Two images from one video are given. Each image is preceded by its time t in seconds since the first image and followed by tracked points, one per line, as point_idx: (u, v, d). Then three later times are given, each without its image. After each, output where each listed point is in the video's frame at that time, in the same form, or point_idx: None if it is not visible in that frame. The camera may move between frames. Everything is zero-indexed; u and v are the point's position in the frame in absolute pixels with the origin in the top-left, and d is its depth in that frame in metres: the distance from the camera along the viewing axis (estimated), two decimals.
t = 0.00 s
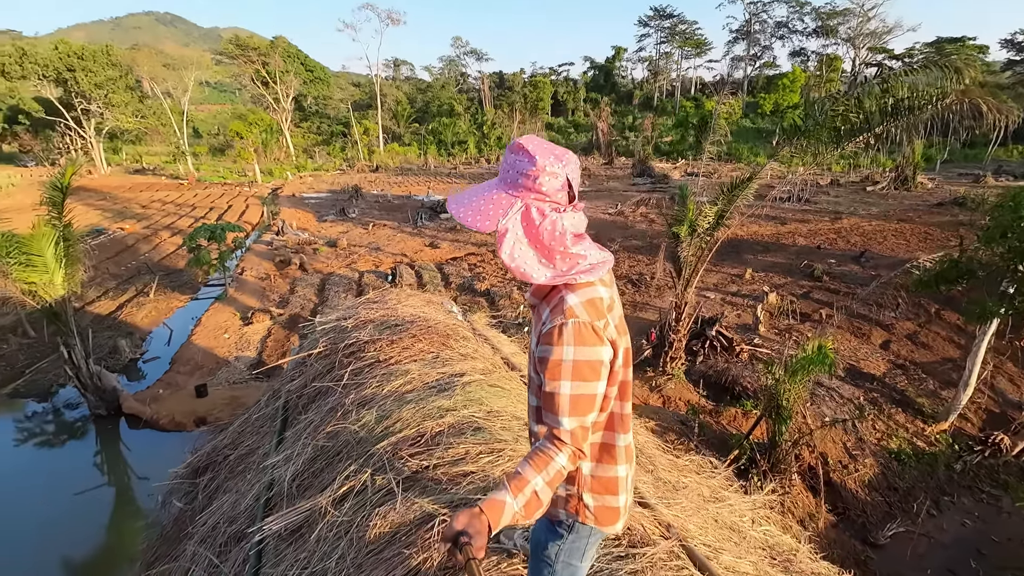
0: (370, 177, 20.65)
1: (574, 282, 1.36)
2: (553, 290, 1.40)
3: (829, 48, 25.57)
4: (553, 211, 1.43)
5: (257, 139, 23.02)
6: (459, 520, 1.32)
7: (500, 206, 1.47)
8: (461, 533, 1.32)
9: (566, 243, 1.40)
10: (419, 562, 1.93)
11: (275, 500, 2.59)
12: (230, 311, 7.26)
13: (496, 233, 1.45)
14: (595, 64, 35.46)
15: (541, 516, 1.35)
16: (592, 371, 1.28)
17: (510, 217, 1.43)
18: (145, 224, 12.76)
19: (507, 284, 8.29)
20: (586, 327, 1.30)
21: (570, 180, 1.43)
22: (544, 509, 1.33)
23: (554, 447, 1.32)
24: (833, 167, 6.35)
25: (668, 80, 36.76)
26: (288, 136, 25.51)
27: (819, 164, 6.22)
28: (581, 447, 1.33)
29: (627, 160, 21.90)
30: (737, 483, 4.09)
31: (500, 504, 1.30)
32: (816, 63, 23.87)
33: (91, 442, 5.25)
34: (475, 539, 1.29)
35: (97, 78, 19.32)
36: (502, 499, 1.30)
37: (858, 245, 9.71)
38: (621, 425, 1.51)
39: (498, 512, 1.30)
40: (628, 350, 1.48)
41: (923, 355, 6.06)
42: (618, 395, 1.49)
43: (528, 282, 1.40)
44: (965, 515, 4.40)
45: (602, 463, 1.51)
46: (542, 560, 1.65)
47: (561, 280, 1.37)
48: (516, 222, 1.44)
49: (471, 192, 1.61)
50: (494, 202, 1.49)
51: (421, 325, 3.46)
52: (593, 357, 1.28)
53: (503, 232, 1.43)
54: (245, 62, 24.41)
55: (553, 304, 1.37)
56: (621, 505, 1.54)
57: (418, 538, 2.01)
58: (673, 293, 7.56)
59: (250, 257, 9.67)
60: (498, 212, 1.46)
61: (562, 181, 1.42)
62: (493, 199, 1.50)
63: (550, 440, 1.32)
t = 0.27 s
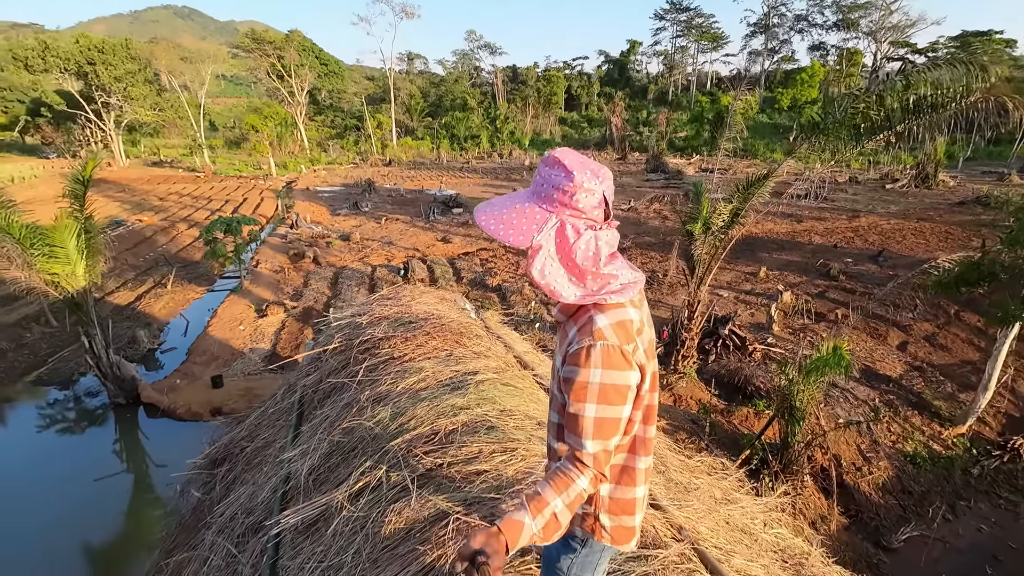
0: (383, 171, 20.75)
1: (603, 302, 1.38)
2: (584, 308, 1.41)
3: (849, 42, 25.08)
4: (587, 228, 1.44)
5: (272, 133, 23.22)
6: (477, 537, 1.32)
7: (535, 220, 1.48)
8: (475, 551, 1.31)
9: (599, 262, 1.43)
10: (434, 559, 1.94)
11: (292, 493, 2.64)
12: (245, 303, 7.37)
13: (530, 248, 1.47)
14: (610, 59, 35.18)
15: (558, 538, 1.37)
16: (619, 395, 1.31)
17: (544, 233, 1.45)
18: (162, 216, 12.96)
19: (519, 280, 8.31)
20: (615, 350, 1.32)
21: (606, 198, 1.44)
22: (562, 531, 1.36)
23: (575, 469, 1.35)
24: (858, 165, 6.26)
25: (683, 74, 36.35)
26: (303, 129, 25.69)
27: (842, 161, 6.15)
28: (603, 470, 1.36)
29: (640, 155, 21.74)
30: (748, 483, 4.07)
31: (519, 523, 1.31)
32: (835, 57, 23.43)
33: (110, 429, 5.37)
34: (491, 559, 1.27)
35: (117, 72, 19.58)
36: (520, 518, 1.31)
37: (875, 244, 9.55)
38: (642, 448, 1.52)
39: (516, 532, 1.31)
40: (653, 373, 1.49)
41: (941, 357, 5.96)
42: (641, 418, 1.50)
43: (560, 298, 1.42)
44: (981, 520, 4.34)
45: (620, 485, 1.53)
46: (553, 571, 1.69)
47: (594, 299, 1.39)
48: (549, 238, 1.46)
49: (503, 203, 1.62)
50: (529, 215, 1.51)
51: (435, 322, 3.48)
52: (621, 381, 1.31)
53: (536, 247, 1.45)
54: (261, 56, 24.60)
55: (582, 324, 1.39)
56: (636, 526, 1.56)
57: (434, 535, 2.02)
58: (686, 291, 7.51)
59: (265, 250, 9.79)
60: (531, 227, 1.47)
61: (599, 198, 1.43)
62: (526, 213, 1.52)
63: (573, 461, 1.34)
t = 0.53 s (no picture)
0: (391, 165, 20.77)
1: (632, 314, 1.36)
2: (612, 319, 1.40)
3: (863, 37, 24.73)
4: (609, 231, 1.42)
5: (281, 127, 23.30)
6: (499, 545, 1.35)
7: (556, 224, 1.48)
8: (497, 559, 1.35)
9: (623, 266, 1.40)
10: (447, 552, 1.94)
11: (305, 484, 2.66)
12: (254, 296, 7.42)
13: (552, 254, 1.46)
14: (619, 53, 34.93)
15: (579, 548, 1.41)
16: (646, 411, 1.30)
17: (564, 238, 1.45)
18: (173, 209, 13.06)
19: (526, 275, 8.30)
20: (643, 366, 1.31)
21: (629, 200, 1.40)
22: (583, 542, 1.40)
23: (599, 481, 1.36)
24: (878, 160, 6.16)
25: (693, 69, 36.02)
26: (311, 123, 25.75)
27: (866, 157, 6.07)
28: (626, 482, 1.37)
29: (649, 151, 21.60)
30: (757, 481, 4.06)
31: (541, 534, 1.34)
32: (849, 52, 23.12)
33: (122, 419, 5.44)
34: (512, 567, 1.31)
35: (128, 65, 19.70)
36: (542, 528, 1.35)
37: (887, 242, 9.45)
38: (664, 457, 1.52)
39: (538, 541, 1.35)
40: (679, 384, 1.49)
41: (954, 356, 5.89)
42: (664, 427, 1.50)
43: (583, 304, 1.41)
44: (993, 522, 4.29)
45: (639, 492, 1.52)
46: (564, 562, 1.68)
47: (619, 306, 1.37)
48: (571, 243, 1.45)
49: (527, 211, 1.63)
50: (552, 220, 1.51)
51: (446, 316, 3.49)
52: (648, 397, 1.30)
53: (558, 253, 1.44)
54: (270, 50, 24.66)
55: (609, 336, 1.38)
56: (652, 529, 1.57)
57: (447, 527, 2.03)
58: (694, 288, 7.47)
59: (274, 244, 9.84)
60: (553, 232, 1.47)
61: (621, 200, 1.40)
62: (549, 219, 1.52)
63: (596, 473, 1.36)
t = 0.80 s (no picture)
0: (396, 157, 20.71)
1: (642, 298, 1.37)
2: (621, 303, 1.41)
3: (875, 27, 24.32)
4: (604, 215, 1.40)
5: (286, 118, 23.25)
6: (515, 524, 1.38)
7: (556, 213, 1.50)
8: (513, 538, 1.37)
9: (619, 248, 1.38)
10: (457, 540, 1.94)
11: (312, 471, 2.65)
12: (260, 286, 7.42)
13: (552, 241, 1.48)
14: (626, 44, 34.57)
15: (593, 528, 1.42)
16: (661, 395, 1.32)
17: (560, 226, 1.46)
18: (179, 200, 13.08)
19: (532, 267, 8.26)
20: (661, 351, 1.33)
21: (621, 182, 1.37)
22: (597, 522, 1.40)
23: (613, 463, 1.38)
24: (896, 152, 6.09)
25: (701, 60, 35.61)
26: (317, 114, 25.68)
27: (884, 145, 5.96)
28: (641, 465, 1.39)
29: (656, 142, 21.42)
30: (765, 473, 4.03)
31: (557, 514, 1.36)
32: (860, 42, 22.76)
33: (130, 408, 5.48)
34: (528, 547, 1.34)
35: (134, 56, 19.68)
36: (558, 509, 1.36)
37: (898, 235, 9.33)
38: (678, 438, 1.54)
39: (553, 521, 1.36)
40: (693, 369, 1.50)
41: (965, 350, 5.82)
42: (678, 410, 1.51)
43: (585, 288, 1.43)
44: (1002, 517, 4.25)
45: (653, 472, 1.54)
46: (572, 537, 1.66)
47: (619, 289, 1.37)
48: (570, 230, 1.46)
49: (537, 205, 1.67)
50: (554, 209, 1.53)
51: (454, 304, 3.48)
52: (664, 381, 1.32)
53: (555, 240, 1.46)
54: (275, 41, 24.58)
55: (625, 321, 1.39)
56: (666, 507, 1.58)
57: (458, 514, 2.02)
58: (702, 280, 7.42)
59: (280, 235, 9.84)
60: (551, 221, 1.49)
61: (612, 183, 1.37)
62: (552, 211, 1.54)
63: (611, 455, 1.38)
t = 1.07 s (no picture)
0: (400, 143, 20.55)
1: (602, 263, 1.38)
2: (585, 271, 1.43)
3: (889, 8, 23.76)
4: (559, 191, 1.41)
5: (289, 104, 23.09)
6: (508, 496, 1.39)
7: (517, 194, 1.52)
8: (507, 511, 1.37)
9: (577, 220, 1.40)
10: (458, 544, 1.94)
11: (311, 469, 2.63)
12: (264, 275, 7.41)
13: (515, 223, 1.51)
14: (633, 27, 34.01)
15: (586, 494, 1.41)
16: (631, 350, 1.32)
17: (522, 208, 1.48)
18: (183, 188, 13.05)
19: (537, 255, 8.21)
20: (623, 308, 1.33)
21: (572, 158, 1.38)
22: (589, 488, 1.39)
23: (597, 427, 1.37)
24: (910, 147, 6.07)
25: (709, 43, 35.02)
26: (320, 101, 25.50)
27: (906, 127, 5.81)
28: (624, 425, 1.38)
29: (662, 128, 21.15)
30: (771, 464, 4.00)
31: (547, 483, 1.34)
32: (872, 24, 22.26)
33: (136, 397, 5.50)
34: (522, 516, 1.34)
35: (135, 42, 19.52)
36: (548, 478, 1.35)
37: (908, 222, 9.20)
38: (663, 402, 1.52)
39: (545, 491, 1.35)
40: (666, 327, 1.50)
41: (975, 339, 5.74)
42: (658, 372, 1.51)
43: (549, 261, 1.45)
44: (1010, 506, 4.20)
45: (644, 440, 1.52)
46: (581, 525, 1.67)
47: (579, 258, 1.39)
48: (530, 209, 1.47)
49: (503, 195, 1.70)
50: (517, 194, 1.55)
51: (457, 295, 3.45)
52: (631, 336, 1.32)
53: (518, 221, 1.48)
54: (277, 26, 24.28)
55: (591, 287, 1.40)
56: (666, 480, 1.54)
57: (459, 516, 2.02)
58: (708, 268, 7.35)
59: (283, 223, 9.81)
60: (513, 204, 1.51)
61: (564, 160, 1.39)
62: (514, 195, 1.56)
63: (593, 419, 1.37)
